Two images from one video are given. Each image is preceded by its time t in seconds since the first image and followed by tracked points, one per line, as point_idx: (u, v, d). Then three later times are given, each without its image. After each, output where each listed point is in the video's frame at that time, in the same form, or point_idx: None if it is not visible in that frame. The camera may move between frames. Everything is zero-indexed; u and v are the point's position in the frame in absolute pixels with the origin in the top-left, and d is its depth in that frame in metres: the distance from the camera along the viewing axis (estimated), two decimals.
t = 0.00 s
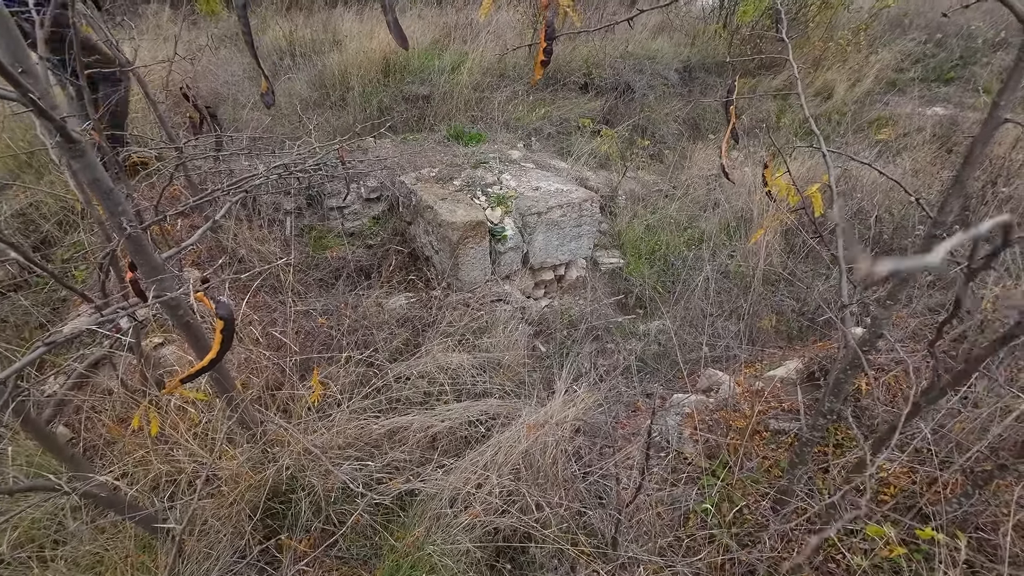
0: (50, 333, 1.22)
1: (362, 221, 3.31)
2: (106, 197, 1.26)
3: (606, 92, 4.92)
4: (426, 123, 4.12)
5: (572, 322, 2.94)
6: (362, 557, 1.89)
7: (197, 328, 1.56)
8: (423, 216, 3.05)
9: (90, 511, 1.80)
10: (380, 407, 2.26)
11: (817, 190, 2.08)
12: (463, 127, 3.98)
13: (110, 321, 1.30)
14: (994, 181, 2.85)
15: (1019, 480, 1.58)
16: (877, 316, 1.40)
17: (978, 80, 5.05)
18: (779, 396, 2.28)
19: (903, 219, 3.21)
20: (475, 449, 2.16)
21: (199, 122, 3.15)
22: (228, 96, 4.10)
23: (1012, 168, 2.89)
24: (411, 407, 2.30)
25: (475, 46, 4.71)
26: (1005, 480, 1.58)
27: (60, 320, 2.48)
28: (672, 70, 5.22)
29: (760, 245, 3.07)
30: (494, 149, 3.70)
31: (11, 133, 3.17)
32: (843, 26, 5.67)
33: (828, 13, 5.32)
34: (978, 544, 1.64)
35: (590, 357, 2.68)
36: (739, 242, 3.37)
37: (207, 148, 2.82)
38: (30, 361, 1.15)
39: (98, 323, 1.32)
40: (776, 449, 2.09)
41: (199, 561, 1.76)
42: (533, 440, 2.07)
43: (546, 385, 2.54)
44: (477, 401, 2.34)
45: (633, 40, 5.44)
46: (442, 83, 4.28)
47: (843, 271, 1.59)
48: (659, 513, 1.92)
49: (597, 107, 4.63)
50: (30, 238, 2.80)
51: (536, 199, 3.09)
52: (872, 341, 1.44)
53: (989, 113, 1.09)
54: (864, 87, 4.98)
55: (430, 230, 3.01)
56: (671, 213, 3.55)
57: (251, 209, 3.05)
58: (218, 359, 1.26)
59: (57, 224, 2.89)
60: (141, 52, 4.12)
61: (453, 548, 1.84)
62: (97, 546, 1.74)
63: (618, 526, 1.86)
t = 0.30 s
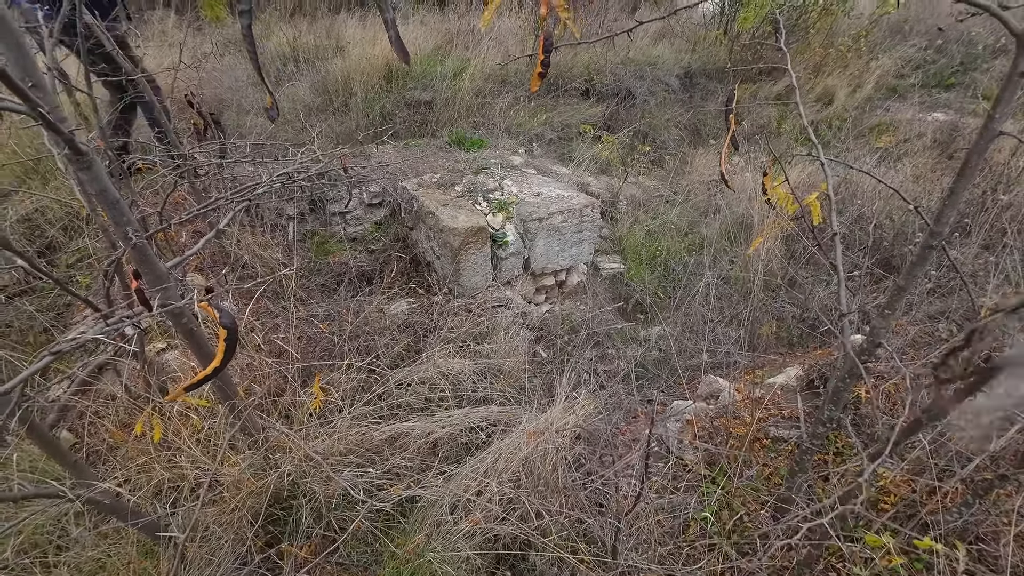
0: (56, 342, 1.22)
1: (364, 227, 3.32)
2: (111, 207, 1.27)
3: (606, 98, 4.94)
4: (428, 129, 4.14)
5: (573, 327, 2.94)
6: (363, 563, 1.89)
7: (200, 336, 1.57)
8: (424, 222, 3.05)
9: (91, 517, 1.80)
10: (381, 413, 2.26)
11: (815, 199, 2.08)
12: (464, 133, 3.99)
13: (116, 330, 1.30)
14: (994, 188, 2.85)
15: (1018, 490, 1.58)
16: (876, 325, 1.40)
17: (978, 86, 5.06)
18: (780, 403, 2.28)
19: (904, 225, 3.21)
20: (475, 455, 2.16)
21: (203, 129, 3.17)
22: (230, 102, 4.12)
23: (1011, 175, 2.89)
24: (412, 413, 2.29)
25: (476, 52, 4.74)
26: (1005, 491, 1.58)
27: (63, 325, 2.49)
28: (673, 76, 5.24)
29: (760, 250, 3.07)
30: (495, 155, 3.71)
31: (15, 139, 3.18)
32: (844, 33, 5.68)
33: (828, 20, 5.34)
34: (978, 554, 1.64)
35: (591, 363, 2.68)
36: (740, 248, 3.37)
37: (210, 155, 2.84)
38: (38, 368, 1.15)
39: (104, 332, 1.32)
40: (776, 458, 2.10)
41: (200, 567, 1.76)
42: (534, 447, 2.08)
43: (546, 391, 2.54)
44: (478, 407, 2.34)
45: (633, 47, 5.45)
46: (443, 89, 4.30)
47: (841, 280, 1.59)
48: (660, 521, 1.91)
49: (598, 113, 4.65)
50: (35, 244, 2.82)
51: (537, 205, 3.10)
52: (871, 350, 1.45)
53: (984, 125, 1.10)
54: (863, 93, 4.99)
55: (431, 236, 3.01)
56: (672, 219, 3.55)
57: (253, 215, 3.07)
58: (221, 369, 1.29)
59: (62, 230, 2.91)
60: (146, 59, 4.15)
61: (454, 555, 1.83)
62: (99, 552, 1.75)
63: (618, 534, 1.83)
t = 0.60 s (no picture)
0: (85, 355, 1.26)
1: (373, 236, 3.34)
2: (141, 226, 1.33)
3: (614, 110, 4.96)
4: (437, 140, 4.17)
5: (580, 338, 2.94)
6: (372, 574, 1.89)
7: (220, 350, 1.61)
8: (433, 232, 3.07)
9: (107, 523, 1.82)
10: (391, 424, 2.26)
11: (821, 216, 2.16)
12: (473, 144, 4.03)
13: (140, 343, 1.34)
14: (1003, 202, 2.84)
15: None
16: (882, 343, 1.40)
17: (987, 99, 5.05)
18: (787, 419, 2.28)
19: (912, 239, 3.20)
20: (482, 467, 2.16)
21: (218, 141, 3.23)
22: (243, 112, 4.18)
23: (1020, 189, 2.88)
24: (420, 423, 2.30)
25: (485, 64, 4.79)
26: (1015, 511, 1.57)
27: (80, 332, 2.53)
28: (680, 88, 5.26)
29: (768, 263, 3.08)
30: (504, 166, 3.73)
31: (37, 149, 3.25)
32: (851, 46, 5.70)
33: (835, 33, 5.36)
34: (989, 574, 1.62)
35: (598, 375, 2.68)
36: (747, 260, 3.37)
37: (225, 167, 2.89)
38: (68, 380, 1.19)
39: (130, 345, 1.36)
40: (783, 474, 2.08)
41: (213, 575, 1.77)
42: (541, 459, 2.09)
43: (553, 402, 2.54)
44: (486, 418, 2.34)
45: (640, 59, 5.49)
46: (452, 101, 4.34)
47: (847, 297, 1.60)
48: (667, 535, 1.90)
49: (605, 124, 4.67)
50: (52, 252, 2.87)
51: (544, 217, 3.11)
52: (878, 368, 1.45)
53: (987, 149, 1.11)
54: (871, 105, 5.00)
55: (440, 246, 3.03)
56: (679, 230, 3.56)
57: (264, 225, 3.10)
58: (239, 381, 1.32)
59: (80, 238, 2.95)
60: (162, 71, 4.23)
61: (460, 567, 1.84)
62: (115, 558, 1.77)
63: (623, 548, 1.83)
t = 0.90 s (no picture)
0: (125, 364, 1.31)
1: (390, 245, 3.37)
2: (179, 241, 1.37)
3: (627, 123, 4.98)
4: (452, 151, 4.21)
5: (593, 350, 2.93)
6: None
7: (249, 362, 1.64)
8: (449, 243, 3.09)
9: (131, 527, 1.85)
10: (407, 434, 2.25)
11: (838, 234, 2.18)
12: (488, 157, 4.06)
13: (176, 352, 1.38)
14: None
15: None
16: (904, 364, 1.39)
17: (1008, 114, 5.01)
18: (806, 437, 2.24)
19: (932, 256, 3.16)
20: (497, 478, 2.15)
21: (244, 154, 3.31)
22: (263, 123, 4.26)
23: None
24: (435, 433, 2.29)
25: (500, 79, 4.85)
26: None
27: (107, 337, 2.58)
28: (693, 102, 5.27)
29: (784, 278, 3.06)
30: (518, 178, 3.75)
31: (68, 159, 3.33)
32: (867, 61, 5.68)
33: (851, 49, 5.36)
34: None
35: (611, 388, 2.68)
36: (762, 275, 3.35)
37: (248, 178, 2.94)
38: (109, 390, 1.24)
39: (166, 354, 1.41)
40: (801, 493, 2.05)
41: None
42: (556, 472, 2.08)
43: (566, 415, 2.53)
44: (500, 430, 2.33)
45: (654, 73, 5.51)
46: (467, 114, 4.39)
47: (867, 316, 1.58)
48: (686, 553, 1.86)
49: (619, 138, 4.68)
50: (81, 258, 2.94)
51: (558, 229, 3.12)
52: (900, 389, 1.43)
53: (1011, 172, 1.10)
54: (888, 120, 4.97)
55: (455, 257, 3.05)
56: (692, 244, 3.55)
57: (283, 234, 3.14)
58: (268, 390, 1.32)
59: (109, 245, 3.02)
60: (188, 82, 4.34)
61: None
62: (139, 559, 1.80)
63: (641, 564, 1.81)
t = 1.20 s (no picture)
0: (173, 368, 1.36)
1: (415, 257, 3.40)
2: (225, 251, 1.42)
3: (651, 140, 4.96)
4: (477, 166, 4.25)
5: (614, 367, 2.90)
6: None
7: (285, 373, 1.67)
8: (473, 257, 3.10)
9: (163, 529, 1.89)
10: (430, 446, 2.25)
11: (873, 259, 2.16)
12: (513, 172, 4.09)
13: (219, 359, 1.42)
14: None
15: None
16: (949, 394, 1.34)
17: None
18: (841, 466, 2.17)
19: (971, 281, 3.07)
20: (519, 495, 2.14)
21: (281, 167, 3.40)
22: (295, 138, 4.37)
23: None
24: (457, 447, 2.29)
25: (526, 96, 4.91)
26: None
27: (144, 341, 2.66)
28: (719, 119, 5.25)
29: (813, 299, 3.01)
30: (542, 194, 3.77)
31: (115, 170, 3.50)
32: (899, 80, 5.60)
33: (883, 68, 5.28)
34: None
35: (633, 407, 2.65)
36: (791, 295, 3.30)
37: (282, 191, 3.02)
38: (156, 393, 1.28)
39: (211, 360, 1.45)
40: (836, 525, 1.98)
41: None
42: (579, 492, 2.05)
43: (588, 434, 2.51)
44: (522, 446, 2.32)
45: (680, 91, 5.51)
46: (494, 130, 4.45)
47: (907, 342, 1.54)
48: None
49: (644, 155, 4.67)
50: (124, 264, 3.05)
51: (582, 244, 3.11)
52: (945, 420, 1.38)
53: None
54: (923, 139, 4.87)
55: (479, 271, 3.06)
56: (718, 262, 3.52)
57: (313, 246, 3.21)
58: (303, 399, 1.33)
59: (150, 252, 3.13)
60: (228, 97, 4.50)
61: None
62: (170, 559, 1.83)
63: None
